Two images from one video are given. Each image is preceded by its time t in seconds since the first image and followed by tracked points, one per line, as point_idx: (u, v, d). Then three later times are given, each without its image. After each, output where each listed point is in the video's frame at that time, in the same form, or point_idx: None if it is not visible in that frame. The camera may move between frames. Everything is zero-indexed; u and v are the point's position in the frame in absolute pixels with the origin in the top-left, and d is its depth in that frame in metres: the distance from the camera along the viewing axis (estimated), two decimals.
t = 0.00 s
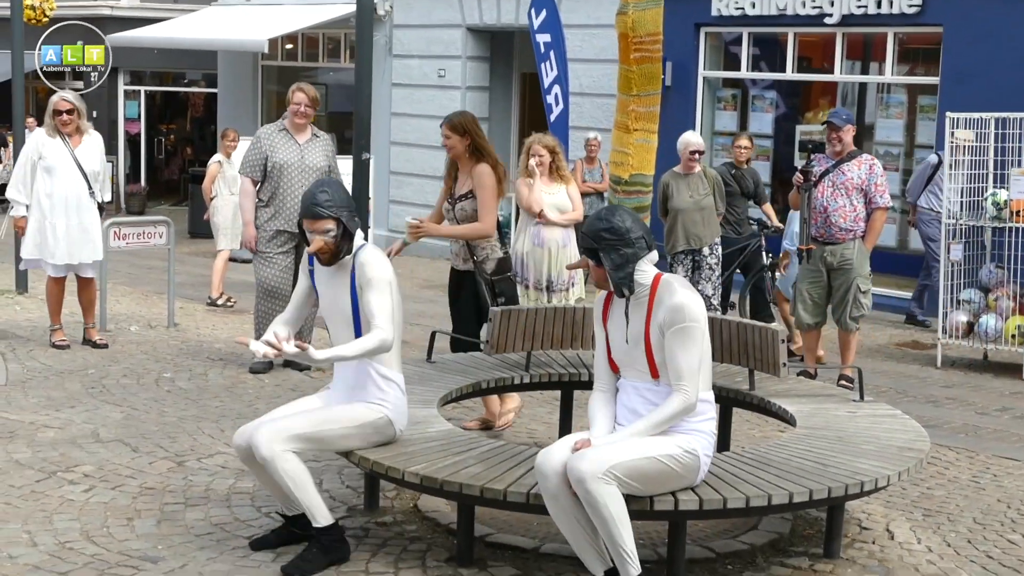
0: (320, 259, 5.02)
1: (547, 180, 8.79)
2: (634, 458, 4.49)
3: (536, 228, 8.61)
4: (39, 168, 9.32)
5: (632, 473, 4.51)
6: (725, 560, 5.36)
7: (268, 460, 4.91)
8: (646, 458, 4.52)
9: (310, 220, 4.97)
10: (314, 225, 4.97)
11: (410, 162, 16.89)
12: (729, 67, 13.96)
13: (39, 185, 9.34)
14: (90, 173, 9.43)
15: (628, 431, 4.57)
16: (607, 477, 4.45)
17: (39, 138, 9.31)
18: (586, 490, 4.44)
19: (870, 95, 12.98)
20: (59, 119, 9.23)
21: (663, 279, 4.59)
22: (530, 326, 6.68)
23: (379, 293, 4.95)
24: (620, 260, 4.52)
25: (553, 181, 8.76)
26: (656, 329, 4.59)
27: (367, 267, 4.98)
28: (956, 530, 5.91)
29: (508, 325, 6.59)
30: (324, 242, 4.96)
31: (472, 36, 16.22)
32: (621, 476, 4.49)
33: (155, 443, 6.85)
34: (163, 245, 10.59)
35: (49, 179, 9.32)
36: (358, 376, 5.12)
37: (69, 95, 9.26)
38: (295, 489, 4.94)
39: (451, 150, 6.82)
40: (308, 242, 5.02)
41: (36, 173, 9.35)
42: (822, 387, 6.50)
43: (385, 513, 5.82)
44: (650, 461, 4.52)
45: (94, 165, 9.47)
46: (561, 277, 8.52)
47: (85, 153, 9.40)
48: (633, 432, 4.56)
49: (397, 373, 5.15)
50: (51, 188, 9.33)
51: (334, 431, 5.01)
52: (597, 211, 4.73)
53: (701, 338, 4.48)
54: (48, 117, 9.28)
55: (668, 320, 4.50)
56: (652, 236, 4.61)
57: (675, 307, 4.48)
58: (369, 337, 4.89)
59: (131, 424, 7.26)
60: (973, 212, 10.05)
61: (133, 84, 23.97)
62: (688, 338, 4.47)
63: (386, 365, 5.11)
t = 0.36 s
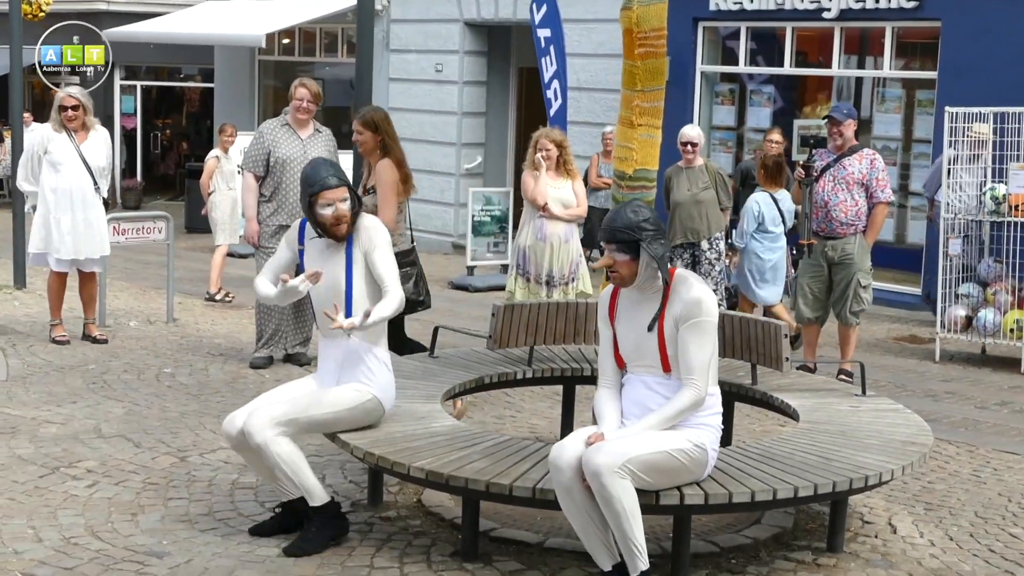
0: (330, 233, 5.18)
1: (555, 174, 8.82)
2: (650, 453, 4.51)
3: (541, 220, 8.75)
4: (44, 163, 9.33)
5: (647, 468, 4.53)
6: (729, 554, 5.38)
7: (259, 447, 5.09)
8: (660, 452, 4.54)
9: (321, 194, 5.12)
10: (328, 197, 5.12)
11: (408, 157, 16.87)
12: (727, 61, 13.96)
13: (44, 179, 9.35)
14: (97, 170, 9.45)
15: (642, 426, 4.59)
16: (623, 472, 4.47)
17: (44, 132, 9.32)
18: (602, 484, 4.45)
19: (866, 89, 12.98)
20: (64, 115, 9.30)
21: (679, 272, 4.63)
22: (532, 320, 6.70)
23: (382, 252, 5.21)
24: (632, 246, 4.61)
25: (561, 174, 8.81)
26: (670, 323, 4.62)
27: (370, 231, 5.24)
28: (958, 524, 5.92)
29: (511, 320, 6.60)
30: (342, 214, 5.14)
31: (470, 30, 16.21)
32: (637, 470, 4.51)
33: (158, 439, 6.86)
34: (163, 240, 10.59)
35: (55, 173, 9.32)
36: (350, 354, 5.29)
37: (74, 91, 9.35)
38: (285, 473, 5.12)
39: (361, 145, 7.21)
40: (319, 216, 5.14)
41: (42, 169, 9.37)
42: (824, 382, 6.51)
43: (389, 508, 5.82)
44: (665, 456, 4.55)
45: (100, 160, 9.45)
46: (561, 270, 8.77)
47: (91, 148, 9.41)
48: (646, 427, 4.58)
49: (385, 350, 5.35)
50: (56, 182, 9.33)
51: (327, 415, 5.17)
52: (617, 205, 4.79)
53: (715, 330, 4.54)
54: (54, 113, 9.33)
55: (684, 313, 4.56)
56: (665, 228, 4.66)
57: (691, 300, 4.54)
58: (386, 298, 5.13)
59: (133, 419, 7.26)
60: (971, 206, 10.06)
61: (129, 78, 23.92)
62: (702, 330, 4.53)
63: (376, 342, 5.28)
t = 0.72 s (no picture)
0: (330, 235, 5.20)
1: (558, 169, 8.85)
2: (661, 449, 4.52)
3: (541, 214, 8.78)
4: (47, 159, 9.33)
5: (657, 463, 4.54)
6: (731, 549, 5.38)
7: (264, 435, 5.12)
8: (671, 450, 4.55)
9: (320, 197, 5.14)
10: (326, 199, 5.14)
11: (405, 153, 16.86)
12: (724, 56, 13.97)
13: (47, 175, 9.35)
14: (99, 166, 9.44)
15: (652, 422, 4.59)
16: (636, 466, 4.48)
17: (48, 129, 9.32)
18: (615, 479, 4.46)
19: (863, 84, 12.97)
20: (67, 112, 9.28)
21: (689, 269, 4.64)
22: (533, 316, 6.69)
23: (374, 263, 5.19)
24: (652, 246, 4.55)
25: (564, 169, 8.85)
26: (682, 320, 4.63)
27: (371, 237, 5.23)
28: (959, 518, 5.93)
29: (512, 316, 6.59)
30: (341, 216, 5.16)
31: (466, 26, 16.20)
32: (649, 466, 4.52)
33: (159, 436, 6.85)
34: (161, 237, 10.58)
35: (58, 169, 9.32)
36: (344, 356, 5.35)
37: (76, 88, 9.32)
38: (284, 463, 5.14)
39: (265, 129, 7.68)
40: (316, 217, 5.17)
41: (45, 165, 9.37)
42: (825, 376, 6.52)
43: (391, 504, 5.83)
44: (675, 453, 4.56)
45: (102, 157, 9.45)
46: (561, 265, 8.76)
47: (94, 145, 9.41)
48: (656, 422, 4.59)
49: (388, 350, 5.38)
50: (60, 179, 9.34)
51: (326, 410, 5.19)
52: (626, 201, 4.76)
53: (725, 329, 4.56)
54: (57, 109, 9.32)
55: (698, 311, 4.56)
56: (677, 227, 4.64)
57: (705, 297, 4.54)
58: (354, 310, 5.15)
59: (133, 416, 7.26)
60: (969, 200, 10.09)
61: (125, 75, 23.88)
62: (714, 327, 4.55)
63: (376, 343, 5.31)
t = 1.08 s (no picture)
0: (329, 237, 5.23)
1: (559, 166, 8.80)
2: (643, 444, 4.52)
3: (542, 211, 8.77)
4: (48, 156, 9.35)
5: (643, 459, 4.53)
6: (733, 544, 5.39)
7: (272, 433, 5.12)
8: (654, 445, 4.54)
9: (320, 204, 5.15)
10: (326, 207, 5.15)
11: (404, 150, 16.85)
12: (722, 52, 13.96)
13: (47, 172, 9.39)
14: (99, 163, 9.42)
15: (639, 418, 4.60)
16: (613, 461, 4.48)
17: (49, 126, 9.30)
18: (592, 473, 4.47)
19: (862, 79, 12.95)
20: (68, 109, 9.20)
21: (686, 265, 4.62)
22: (534, 313, 6.69)
23: (374, 262, 5.20)
24: (647, 242, 4.56)
25: (565, 166, 8.79)
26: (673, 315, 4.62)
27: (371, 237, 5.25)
28: (960, 512, 5.94)
29: (513, 312, 6.60)
30: (339, 223, 5.18)
31: (464, 23, 16.18)
32: (628, 460, 4.51)
33: (159, 434, 6.85)
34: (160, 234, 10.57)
35: (58, 166, 9.36)
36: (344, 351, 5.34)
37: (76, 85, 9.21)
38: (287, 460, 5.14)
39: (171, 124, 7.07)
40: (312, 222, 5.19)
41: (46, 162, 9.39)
42: (826, 372, 6.53)
43: (393, 501, 5.83)
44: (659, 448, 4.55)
45: (104, 155, 9.47)
46: (562, 262, 8.79)
47: (95, 143, 9.42)
48: (642, 418, 4.60)
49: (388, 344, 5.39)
50: (60, 175, 9.36)
51: (329, 405, 5.19)
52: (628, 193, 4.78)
53: (718, 327, 4.53)
54: (58, 106, 9.27)
55: (688, 307, 4.53)
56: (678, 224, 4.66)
57: (696, 294, 4.52)
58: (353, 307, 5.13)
59: (134, 414, 7.26)
60: (968, 195, 10.08)
61: (122, 72, 23.86)
62: (708, 325, 4.51)
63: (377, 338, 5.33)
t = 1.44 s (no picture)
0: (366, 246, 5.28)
1: (558, 162, 8.79)
2: (630, 441, 4.52)
3: (541, 206, 8.77)
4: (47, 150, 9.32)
5: (631, 456, 4.54)
6: (731, 539, 5.39)
7: (300, 437, 5.09)
8: (643, 442, 4.54)
9: (375, 222, 5.15)
10: (381, 225, 5.18)
11: (403, 145, 16.85)
12: (720, 47, 13.95)
13: (45, 167, 9.35)
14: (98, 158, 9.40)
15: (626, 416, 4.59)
16: (597, 458, 4.47)
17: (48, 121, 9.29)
18: (576, 472, 4.47)
19: (860, 74, 12.94)
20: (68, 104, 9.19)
21: (674, 262, 4.61)
22: (533, 309, 6.70)
23: (391, 277, 5.33)
24: (625, 239, 4.57)
25: (565, 162, 8.78)
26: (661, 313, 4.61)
27: (390, 252, 5.34)
28: (958, 507, 5.95)
29: (511, 307, 6.60)
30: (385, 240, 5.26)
31: (463, 18, 16.16)
32: (611, 457, 4.51)
33: (158, 429, 6.85)
34: (159, 230, 10.57)
35: (55, 161, 9.32)
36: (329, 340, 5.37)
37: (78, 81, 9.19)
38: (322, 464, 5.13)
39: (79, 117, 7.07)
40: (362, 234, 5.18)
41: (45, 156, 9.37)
42: (824, 367, 6.53)
43: (392, 497, 5.83)
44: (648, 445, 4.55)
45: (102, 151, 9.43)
46: (560, 259, 8.80)
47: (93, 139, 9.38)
48: (629, 416, 4.59)
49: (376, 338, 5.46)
50: (58, 170, 9.31)
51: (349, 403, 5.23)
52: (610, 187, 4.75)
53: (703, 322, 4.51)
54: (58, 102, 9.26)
55: (673, 303, 4.53)
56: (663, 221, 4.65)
57: (678, 290, 4.50)
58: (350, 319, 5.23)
59: (133, 410, 7.26)
60: (967, 189, 10.05)
61: (121, 68, 23.89)
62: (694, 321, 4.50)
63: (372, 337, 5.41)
